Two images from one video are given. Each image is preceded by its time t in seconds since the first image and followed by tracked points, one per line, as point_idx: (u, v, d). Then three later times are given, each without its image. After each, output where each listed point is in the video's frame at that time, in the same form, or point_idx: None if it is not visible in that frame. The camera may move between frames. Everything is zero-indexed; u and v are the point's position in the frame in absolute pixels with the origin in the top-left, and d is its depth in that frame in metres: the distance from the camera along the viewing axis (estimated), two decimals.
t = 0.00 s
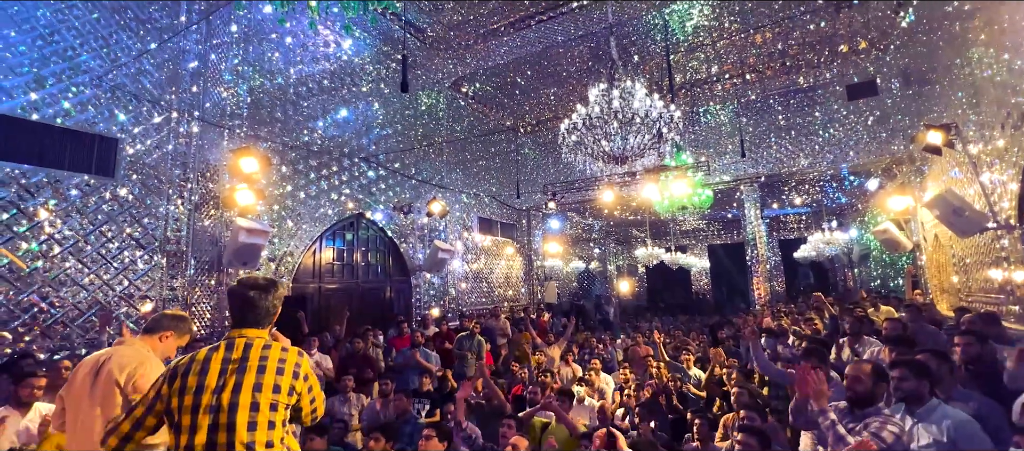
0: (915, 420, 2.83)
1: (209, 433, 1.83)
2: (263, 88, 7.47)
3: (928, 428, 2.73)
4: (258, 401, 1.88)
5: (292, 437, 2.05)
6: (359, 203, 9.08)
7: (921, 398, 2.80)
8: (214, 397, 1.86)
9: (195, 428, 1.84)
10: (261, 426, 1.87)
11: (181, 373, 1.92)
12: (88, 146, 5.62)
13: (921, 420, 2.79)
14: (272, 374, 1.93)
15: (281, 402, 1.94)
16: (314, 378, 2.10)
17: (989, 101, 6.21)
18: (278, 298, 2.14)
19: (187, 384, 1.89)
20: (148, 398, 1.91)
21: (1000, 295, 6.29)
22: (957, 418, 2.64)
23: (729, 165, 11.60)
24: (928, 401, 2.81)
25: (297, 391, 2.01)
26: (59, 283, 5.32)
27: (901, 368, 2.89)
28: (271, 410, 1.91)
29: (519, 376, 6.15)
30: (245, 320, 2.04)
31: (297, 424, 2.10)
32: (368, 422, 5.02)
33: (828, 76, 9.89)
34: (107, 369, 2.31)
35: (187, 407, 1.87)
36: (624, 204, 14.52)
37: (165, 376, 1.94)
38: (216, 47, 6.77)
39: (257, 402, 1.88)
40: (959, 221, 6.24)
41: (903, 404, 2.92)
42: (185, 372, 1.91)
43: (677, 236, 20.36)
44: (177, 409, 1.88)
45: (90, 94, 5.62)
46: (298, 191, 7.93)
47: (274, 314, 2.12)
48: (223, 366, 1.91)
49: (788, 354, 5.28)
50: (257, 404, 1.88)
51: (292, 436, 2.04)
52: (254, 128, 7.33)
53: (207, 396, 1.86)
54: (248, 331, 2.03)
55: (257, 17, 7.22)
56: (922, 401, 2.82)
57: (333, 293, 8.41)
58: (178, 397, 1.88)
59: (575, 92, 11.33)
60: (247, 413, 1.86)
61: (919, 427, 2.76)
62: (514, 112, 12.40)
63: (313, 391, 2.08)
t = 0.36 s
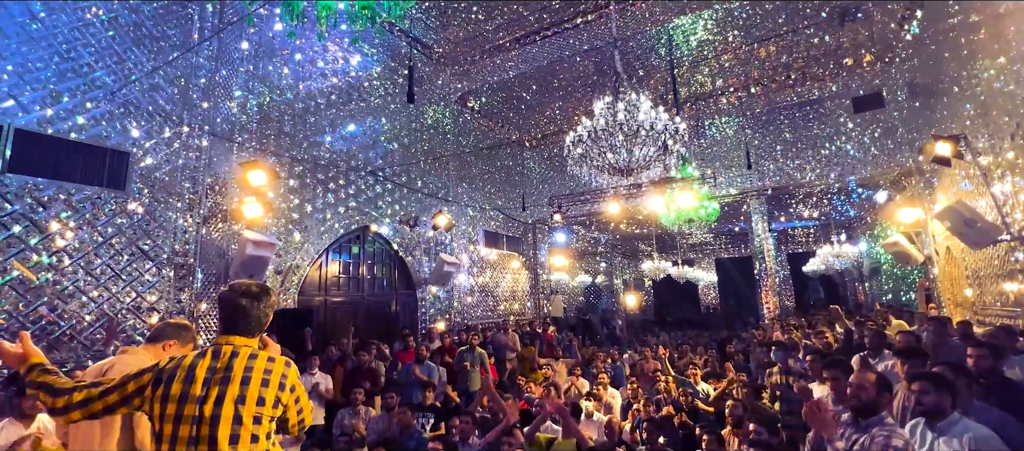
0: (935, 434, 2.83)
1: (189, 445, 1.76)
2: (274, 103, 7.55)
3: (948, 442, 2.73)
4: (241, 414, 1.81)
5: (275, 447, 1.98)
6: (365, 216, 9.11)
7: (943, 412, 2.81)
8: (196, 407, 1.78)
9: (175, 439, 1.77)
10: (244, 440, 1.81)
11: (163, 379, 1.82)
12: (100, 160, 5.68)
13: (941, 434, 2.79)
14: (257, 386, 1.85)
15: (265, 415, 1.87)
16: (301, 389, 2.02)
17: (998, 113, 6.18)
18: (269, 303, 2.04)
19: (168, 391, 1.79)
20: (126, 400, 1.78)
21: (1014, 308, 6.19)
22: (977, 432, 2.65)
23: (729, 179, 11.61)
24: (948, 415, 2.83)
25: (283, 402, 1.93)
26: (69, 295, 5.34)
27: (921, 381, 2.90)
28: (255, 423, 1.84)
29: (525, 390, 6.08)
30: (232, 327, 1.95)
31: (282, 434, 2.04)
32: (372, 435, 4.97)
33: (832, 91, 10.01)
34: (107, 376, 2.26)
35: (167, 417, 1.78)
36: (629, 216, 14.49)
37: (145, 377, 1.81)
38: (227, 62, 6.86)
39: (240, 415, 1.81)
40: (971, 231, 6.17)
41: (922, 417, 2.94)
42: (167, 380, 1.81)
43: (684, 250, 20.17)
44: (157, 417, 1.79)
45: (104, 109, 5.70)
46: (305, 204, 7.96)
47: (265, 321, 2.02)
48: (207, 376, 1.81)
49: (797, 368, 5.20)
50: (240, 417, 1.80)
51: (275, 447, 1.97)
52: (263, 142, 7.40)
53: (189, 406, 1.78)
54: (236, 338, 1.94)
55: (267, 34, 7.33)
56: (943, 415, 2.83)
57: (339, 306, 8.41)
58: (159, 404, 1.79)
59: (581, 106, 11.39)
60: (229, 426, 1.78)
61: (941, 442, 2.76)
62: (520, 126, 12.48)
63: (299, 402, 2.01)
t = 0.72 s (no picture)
0: (952, 440, 2.80)
1: (180, 446, 1.67)
2: (279, 112, 7.61)
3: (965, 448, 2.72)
4: (233, 414, 1.73)
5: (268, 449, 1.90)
6: (369, 224, 9.13)
7: (960, 417, 2.78)
8: (188, 406, 1.70)
9: (164, 439, 1.69)
10: (235, 441, 1.72)
11: (154, 377, 1.75)
12: (108, 167, 5.74)
13: (958, 440, 2.78)
14: (250, 384, 1.78)
15: (257, 415, 1.79)
16: (295, 389, 1.95)
17: (1004, 120, 6.16)
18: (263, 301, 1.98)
19: (159, 389, 1.72)
20: (115, 397, 1.71)
21: None
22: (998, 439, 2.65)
23: (733, 188, 11.69)
24: (965, 421, 2.80)
25: (276, 402, 1.85)
26: (75, 301, 5.35)
27: (937, 386, 2.87)
28: (247, 424, 1.75)
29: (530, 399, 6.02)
30: (225, 325, 1.88)
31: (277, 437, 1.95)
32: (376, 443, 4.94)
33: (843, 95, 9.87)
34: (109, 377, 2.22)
35: (157, 416, 1.71)
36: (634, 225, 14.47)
37: (137, 375, 1.75)
38: (234, 72, 6.91)
39: (232, 414, 1.73)
40: (978, 237, 6.38)
41: (938, 423, 2.90)
42: (157, 378, 1.74)
43: (687, 261, 19.99)
44: (148, 417, 1.72)
45: (114, 117, 5.77)
46: (309, 213, 8.00)
47: (258, 320, 1.96)
48: (199, 374, 1.74)
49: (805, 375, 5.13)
50: (232, 417, 1.73)
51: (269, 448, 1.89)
52: (268, 150, 7.44)
53: (181, 405, 1.70)
54: (230, 336, 1.87)
55: (274, 44, 7.41)
56: (959, 421, 2.80)
57: (343, 316, 8.39)
58: (149, 403, 1.71)
59: (585, 115, 11.42)
60: (221, 426, 1.70)
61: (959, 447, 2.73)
62: (524, 136, 12.52)
63: (293, 402, 1.93)
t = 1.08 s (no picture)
0: (962, 441, 2.81)
1: (172, 439, 1.66)
2: (284, 118, 7.63)
3: None
4: (227, 407, 1.71)
5: (264, 445, 1.87)
6: (372, 229, 9.12)
7: (971, 417, 2.75)
8: (182, 399, 1.69)
9: (158, 431, 1.67)
10: (229, 435, 1.70)
11: (149, 370, 1.75)
12: (113, 171, 5.76)
13: (969, 442, 2.78)
14: (244, 378, 1.76)
15: (252, 409, 1.77)
16: (291, 385, 1.93)
17: (1009, 123, 6.13)
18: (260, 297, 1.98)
19: (154, 382, 1.72)
20: (110, 391, 1.71)
21: None
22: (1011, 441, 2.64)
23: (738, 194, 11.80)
24: (976, 422, 2.78)
25: (271, 397, 1.83)
26: (77, 304, 5.35)
27: (949, 386, 2.82)
28: (241, 418, 1.73)
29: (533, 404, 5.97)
30: (222, 318, 1.88)
31: (272, 435, 1.93)
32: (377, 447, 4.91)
33: (848, 97, 9.67)
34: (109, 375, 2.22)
35: (151, 408, 1.70)
36: (637, 231, 14.43)
37: (132, 368, 1.76)
38: (239, 77, 6.94)
39: (225, 407, 1.71)
40: (985, 241, 6.31)
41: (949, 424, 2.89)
42: (154, 371, 1.74)
43: (690, 268, 20.04)
44: (142, 410, 1.71)
45: (120, 122, 5.80)
46: (312, 217, 8.00)
47: (255, 314, 1.96)
48: (194, 367, 1.74)
49: (811, 379, 5.07)
50: (225, 410, 1.71)
51: (264, 444, 1.87)
52: (272, 155, 7.45)
53: (175, 398, 1.69)
54: (226, 330, 1.87)
55: (279, 50, 7.44)
56: (970, 422, 2.78)
57: (345, 321, 8.36)
58: (144, 396, 1.71)
59: (587, 121, 11.42)
60: (214, 419, 1.69)
61: None
62: (527, 141, 12.53)
63: (289, 397, 1.91)
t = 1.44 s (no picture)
0: (969, 439, 2.73)
1: (173, 428, 1.64)
2: (286, 118, 7.62)
3: (984, 446, 2.62)
4: (227, 396, 1.69)
5: (266, 437, 1.84)
6: (373, 230, 9.10)
7: (977, 414, 2.73)
8: (182, 388, 1.67)
9: (159, 420, 1.65)
10: (229, 424, 1.68)
11: (150, 360, 1.73)
12: (115, 171, 5.73)
13: (976, 440, 2.69)
14: (245, 367, 1.74)
15: (253, 399, 1.74)
16: (293, 376, 1.90)
17: (1014, 121, 6.09)
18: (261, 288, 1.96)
19: (154, 371, 1.70)
20: (111, 381, 1.70)
21: None
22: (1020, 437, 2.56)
23: (742, 194, 11.71)
24: (982, 419, 2.74)
25: (273, 387, 1.80)
26: (79, 303, 5.35)
27: (955, 383, 2.84)
28: (242, 407, 1.71)
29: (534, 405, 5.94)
30: (224, 308, 1.87)
31: (274, 427, 1.90)
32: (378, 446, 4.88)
33: (846, 98, 9.65)
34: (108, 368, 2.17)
35: (153, 397, 1.68)
36: (639, 233, 14.39)
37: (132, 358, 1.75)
38: (241, 77, 6.92)
39: (226, 397, 1.69)
40: (991, 241, 6.26)
41: (956, 422, 2.83)
42: (155, 360, 1.72)
43: (692, 270, 20.00)
44: (143, 399, 1.70)
45: (122, 122, 5.80)
46: (314, 217, 7.98)
47: (257, 303, 1.93)
48: (194, 357, 1.72)
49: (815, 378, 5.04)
50: (226, 400, 1.69)
51: (267, 435, 1.84)
52: (274, 155, 7.45)
53: (176, 387, 1.68)
54: (227, 320, 1.85)
55: (282, 51, 7.44)
56: (977, 419, 2.74)
57: (346, 322, 8.35)
58: (144, 386, 1.70)
59: (589, 123, 11.39)
60: (214, 409, 1.67)
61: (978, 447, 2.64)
62: (528, 143, 12.50)
63: (291, 389, 1.88)
